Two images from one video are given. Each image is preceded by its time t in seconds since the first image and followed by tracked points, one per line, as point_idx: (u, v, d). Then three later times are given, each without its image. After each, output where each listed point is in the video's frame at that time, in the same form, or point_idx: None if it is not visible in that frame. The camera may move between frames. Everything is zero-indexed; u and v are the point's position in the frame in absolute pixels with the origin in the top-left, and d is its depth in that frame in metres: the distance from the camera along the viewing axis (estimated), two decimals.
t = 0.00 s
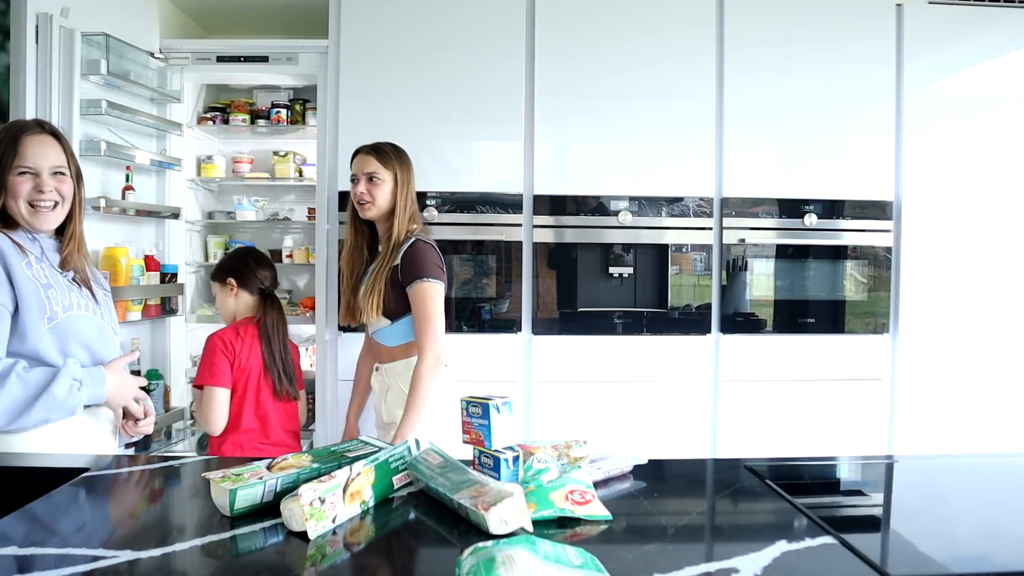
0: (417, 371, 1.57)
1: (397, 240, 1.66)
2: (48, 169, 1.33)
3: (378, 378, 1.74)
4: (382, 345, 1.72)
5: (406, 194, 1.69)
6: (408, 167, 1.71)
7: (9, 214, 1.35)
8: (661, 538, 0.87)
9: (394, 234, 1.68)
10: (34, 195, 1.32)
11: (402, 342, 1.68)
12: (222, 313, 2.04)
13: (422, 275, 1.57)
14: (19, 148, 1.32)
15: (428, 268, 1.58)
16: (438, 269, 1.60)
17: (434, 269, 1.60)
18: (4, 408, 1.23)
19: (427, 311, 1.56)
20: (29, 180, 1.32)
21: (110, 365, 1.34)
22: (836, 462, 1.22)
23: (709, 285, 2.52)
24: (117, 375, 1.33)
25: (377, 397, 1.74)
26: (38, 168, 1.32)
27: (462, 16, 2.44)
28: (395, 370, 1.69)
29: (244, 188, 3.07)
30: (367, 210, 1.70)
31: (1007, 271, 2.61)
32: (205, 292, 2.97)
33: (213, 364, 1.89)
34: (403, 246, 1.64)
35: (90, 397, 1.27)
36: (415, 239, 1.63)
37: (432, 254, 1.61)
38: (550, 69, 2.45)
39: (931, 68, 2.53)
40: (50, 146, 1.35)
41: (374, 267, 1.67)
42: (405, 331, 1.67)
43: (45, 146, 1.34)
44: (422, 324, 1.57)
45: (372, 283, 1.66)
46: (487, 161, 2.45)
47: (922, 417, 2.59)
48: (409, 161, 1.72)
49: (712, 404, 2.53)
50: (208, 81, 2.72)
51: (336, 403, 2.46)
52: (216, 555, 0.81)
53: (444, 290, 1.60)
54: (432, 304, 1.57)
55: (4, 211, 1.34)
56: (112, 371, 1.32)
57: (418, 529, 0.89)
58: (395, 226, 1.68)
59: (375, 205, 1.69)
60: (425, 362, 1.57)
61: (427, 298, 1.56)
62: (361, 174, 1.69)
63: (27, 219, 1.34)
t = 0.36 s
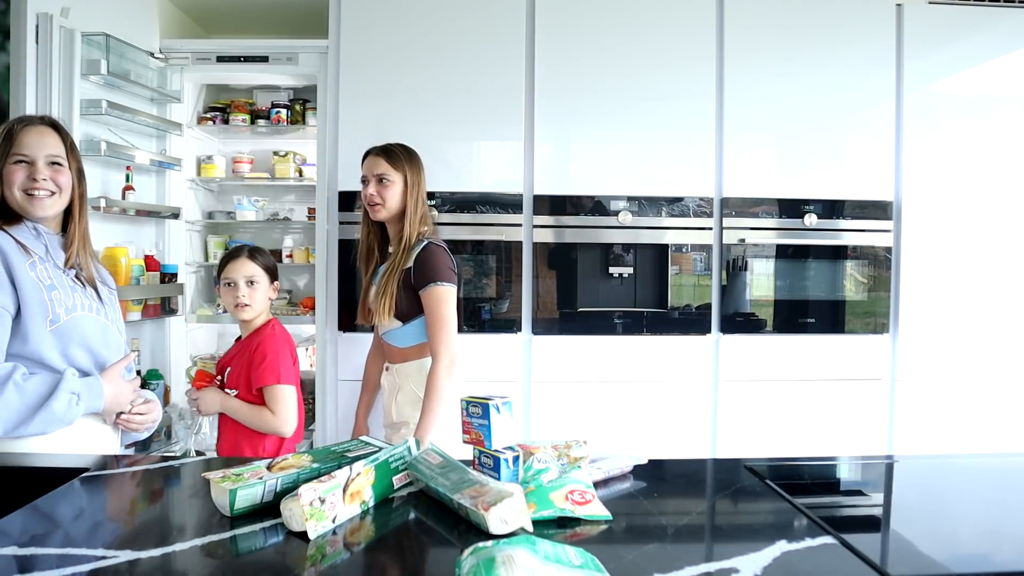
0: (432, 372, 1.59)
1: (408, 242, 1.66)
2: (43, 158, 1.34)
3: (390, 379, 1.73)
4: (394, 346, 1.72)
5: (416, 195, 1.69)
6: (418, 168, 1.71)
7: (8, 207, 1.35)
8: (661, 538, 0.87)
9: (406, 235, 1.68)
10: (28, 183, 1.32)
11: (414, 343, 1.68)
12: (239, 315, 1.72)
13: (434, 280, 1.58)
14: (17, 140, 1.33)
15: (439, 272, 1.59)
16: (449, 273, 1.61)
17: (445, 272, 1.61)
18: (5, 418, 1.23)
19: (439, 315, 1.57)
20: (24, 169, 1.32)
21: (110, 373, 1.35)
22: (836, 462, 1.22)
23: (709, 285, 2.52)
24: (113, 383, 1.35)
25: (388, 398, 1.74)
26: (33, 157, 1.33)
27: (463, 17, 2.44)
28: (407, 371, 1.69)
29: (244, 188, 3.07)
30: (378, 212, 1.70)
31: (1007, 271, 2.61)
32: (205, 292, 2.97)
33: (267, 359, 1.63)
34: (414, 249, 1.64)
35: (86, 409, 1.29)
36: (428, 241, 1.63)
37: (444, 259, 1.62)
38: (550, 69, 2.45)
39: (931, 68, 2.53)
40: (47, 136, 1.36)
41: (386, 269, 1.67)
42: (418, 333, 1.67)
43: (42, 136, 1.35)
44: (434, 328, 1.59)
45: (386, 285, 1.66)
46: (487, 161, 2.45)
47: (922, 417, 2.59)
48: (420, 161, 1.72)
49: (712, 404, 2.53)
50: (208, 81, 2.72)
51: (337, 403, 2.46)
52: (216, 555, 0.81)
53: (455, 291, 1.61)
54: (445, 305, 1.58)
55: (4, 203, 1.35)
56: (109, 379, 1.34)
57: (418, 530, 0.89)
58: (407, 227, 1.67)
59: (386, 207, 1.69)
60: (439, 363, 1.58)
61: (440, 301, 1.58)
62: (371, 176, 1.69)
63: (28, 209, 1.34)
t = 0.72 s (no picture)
0: (430, 373, 1.59)
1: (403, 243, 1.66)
2: (54, 155, 1.34)
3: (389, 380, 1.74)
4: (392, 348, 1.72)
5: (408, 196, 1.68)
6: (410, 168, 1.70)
7: (9, 202, 1.33)
8: (661, 538, 0.87)
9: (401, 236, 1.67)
10: (40, 178, 1.32)
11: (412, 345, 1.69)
12: (244, 310, 1.72)
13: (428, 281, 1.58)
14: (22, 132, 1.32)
15: (434, 273, 1.59)
16: (445, 273, 1.61)
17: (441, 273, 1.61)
18: (36, 417, 1.25)
19: (434, 317, 1.58)
20: (36, 164, 1.32)
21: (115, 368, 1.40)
22: (836, 462, 1.22)
23: (709, 285, 2.52)
24: (124, 377, 1.42)
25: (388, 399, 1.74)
26: (45, 154, 1.33)
27: (463, 17, 2.44)
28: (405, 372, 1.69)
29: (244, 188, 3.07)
30: (370, 215, 1.69)
31: (1007, 271, 2.61)
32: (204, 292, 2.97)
33: (311, 357, 1.73)
34: (410, 249, 1.64)
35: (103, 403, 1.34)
36: (421, 241, 1.63)
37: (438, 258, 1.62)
38: (550, 69, 2.45)
39: (931, 68, 2.53)
40: (55, 131, 1.36)
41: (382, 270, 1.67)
42: (415, 334, 1.67)
43: (50, 131, 1.35)
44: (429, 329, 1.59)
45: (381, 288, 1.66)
46: (486, 161, 2.45)
47: (922, 417, 2.59)
48: (411, 161, 1.72)
49: (712, 404, 2.53)
50: (208, 81, 2.72)
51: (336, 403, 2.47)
52: (216, 555, 0.81)
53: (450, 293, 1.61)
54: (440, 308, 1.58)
55: (5, 198, 1.33)
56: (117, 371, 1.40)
57: (418, 529, 0.89)
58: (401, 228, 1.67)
59: (379, 209, 1.68)
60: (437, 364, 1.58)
61: (435, 301, 1.58)
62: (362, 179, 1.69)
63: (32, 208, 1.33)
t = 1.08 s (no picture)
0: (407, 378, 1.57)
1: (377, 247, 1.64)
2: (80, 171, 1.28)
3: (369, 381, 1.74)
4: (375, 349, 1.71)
5: (371, 194, 1.63)
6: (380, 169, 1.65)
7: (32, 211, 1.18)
8: (661, 538, 0.87)
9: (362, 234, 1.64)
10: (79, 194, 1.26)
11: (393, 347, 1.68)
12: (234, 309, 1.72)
13: (405, 285, 1.57)
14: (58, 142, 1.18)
15: (411, 276, 1.57)
16: (423, 275, 1.58)
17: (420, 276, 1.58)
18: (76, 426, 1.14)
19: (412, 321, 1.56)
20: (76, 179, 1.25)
21: (110, 379, 1.25)
22: (836, 462, 1.22)
23: (709, 285, 2.52)
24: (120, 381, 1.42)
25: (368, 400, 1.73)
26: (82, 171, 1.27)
27: (463, 16, 2.44)
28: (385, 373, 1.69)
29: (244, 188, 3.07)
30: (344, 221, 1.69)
31: (1007, 271, 2.61)
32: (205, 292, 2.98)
33: (311, 358, 1.75)
34: (387, 253, 1.62)
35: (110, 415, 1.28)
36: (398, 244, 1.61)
37: (417, 260, 1.59)
38: (550, 69, 2.45)
39: (931, 68, 2.53)
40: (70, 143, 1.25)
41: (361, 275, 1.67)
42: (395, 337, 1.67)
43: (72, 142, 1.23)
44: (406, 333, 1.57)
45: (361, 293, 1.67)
46: (487, 161, 2.45)
47: (922, 417, 2.59)
48: (381, 160, 1.66)
49: (712, 404, 2.53)
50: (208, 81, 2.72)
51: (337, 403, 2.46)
52: (216, 555, 0.81)
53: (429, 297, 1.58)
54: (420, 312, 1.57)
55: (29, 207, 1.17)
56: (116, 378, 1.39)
57: (418, 529, 0.89)
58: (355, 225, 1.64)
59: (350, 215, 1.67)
60: (415, 370, 1.56)
61: (412, 306, 1.56)
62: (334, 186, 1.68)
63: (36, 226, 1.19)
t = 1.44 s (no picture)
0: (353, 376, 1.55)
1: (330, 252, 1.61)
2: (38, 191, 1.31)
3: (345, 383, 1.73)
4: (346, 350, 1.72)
5: (325, 199, 1.60)
6: (335, 174, 1.61)
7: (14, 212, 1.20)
8: (661, 538, 0.87)
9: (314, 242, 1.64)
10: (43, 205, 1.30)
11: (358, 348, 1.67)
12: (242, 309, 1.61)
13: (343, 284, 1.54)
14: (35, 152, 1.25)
15: (348, 274, 1.53)
16: (360, 273, 1.53)
17: (359, 275, 1.53)
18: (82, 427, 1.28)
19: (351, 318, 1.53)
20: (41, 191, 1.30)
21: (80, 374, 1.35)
22: (836, 462, 1.22)
23: (709, 285, 2.52)
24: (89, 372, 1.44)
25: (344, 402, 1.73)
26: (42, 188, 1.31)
27: (463, 16, 2.44)
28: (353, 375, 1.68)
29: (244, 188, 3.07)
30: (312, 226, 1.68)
31: (1007, 271, 2.61)
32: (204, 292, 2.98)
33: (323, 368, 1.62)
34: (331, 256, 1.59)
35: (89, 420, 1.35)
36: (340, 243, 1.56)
37: (356, 258, 1.54)
38: (550, 69, 2.45)
39: (931, 68, 2.53)
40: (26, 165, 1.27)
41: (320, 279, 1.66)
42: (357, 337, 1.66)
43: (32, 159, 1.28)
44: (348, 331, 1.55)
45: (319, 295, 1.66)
46: (487, 161, 2.45)
47: (922, 417, 2.59)
48: (339, 165, 1.61)
49: (712, 404, 2.53)
50: (208, 81, 2.72)
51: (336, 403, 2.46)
52: (216, 555, 0.81)
53: (368, 293, 1.54)
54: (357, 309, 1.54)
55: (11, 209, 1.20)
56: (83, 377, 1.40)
57: (419, 529, 0.89)
58: (304, 237, 1.63)
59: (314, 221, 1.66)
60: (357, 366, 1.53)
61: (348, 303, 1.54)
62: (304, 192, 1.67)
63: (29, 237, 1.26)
